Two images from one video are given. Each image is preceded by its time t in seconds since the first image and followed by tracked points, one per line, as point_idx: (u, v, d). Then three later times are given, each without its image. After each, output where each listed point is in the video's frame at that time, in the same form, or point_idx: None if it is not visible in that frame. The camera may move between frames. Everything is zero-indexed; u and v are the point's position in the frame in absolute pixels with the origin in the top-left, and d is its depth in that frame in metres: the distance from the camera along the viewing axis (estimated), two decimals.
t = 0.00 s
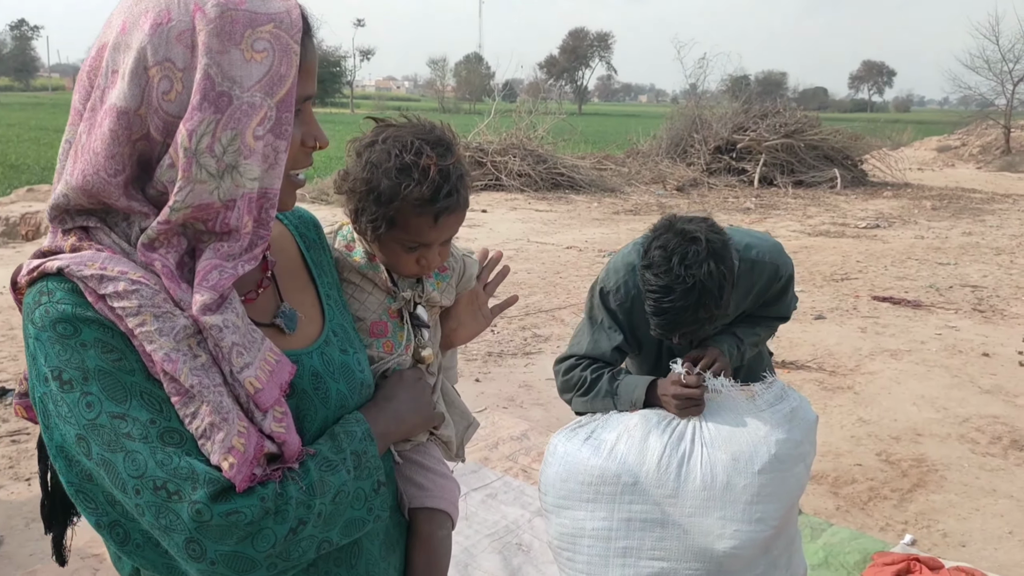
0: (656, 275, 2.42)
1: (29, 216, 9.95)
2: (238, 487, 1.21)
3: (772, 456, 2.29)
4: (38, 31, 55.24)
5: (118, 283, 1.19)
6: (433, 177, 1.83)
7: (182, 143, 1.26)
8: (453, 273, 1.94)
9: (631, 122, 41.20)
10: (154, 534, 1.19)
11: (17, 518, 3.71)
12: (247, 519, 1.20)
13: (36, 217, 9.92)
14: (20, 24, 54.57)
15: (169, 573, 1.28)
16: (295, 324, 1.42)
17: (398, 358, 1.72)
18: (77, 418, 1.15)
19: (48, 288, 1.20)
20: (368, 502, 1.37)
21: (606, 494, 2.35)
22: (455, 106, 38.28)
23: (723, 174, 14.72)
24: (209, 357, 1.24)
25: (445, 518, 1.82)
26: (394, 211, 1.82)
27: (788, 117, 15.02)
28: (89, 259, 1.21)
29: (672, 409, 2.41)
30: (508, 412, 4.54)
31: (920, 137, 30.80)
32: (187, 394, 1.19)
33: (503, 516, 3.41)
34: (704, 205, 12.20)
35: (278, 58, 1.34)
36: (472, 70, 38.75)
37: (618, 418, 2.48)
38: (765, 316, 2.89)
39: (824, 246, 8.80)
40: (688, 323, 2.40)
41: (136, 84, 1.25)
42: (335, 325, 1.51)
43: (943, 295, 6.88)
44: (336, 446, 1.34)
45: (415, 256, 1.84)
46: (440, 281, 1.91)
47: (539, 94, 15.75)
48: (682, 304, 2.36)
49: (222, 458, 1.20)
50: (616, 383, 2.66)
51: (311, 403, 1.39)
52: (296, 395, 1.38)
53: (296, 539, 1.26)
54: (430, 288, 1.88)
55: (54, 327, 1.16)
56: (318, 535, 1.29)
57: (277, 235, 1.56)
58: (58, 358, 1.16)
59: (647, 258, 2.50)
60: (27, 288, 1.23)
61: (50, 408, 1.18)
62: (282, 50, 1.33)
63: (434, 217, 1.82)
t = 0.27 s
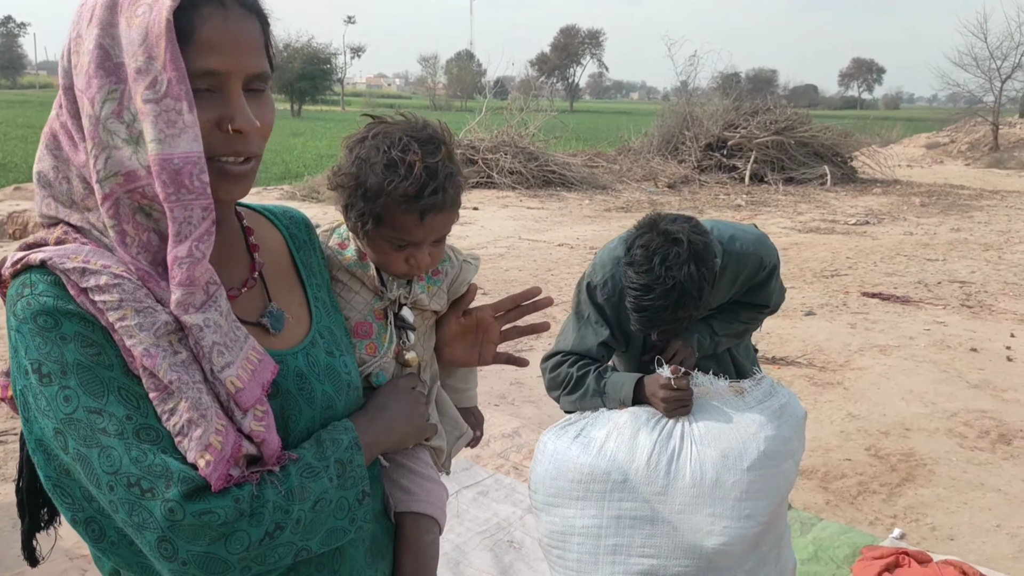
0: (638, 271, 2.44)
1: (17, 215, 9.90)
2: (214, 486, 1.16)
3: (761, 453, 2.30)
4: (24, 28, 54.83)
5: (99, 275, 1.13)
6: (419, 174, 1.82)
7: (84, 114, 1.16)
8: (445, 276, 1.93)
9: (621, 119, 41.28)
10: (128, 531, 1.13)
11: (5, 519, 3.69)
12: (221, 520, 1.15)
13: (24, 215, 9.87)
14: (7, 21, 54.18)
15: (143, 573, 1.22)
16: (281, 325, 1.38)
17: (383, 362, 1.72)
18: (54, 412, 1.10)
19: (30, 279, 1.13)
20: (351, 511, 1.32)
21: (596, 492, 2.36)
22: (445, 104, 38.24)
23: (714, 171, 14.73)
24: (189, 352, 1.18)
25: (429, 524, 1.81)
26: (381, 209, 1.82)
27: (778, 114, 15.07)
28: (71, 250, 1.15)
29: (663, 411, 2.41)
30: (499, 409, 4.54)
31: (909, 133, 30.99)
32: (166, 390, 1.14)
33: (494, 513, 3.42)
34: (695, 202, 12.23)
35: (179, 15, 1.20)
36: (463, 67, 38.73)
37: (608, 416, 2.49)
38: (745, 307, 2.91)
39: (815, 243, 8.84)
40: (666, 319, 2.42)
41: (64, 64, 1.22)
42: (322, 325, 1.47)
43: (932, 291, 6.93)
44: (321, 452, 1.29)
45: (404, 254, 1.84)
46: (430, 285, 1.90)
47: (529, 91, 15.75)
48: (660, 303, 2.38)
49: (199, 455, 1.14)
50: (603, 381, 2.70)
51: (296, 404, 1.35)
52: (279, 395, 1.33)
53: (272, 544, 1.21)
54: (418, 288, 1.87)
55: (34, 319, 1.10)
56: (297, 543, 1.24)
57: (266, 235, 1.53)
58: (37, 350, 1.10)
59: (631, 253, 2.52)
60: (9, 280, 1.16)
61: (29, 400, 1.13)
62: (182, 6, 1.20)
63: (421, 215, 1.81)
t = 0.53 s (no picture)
0: (621, 262, 2.47)
1: (6, 220, 9.86)
2: (171, 474, 1.13)
3: (751, 449, 2.32)
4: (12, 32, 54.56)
5: (62, 259, 1.13)
6: (420, 175, 1.80)
7: None
8: (450, 282, 1.91)
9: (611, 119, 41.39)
10: (89, 518, 1.13)
11: None
12: (174, 509, 1.12)
13: (14, 220, 9.83)
14: None
15: (109, 564, 1.22)
16: (262, 329, 1.37)
17: (377, 367, 1.73)
18: (21, 398, 1.10)
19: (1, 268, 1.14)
20: (327, 516, 1.29)
21: (587, 490, 2.37)
22: (436, 105, 38.25)
23: (705, 170, 14.80)
24: (150, 337, 1.17)
25: (413, 541, 1.77)
26: (383, 210, 1.82)
27: (768, 113, 15.13)
28: (39, 238, 1.16)
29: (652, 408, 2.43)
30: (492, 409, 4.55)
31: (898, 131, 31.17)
32: (124, 376, 1.12)
33: (488, 513, 3.43)
34: (686, 201, 12.27)
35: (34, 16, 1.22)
36: (454, 69, 38.74)
37: (598, 415, 2.49)
38: (718, 313, 2.95)
39: (805, 240, 8.88)
40: (643, 311, 2.44)
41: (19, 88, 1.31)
42: (309, 327, 1.46)
43: (921, 287, 6.97)
44: (298, 454, 1.28)
45: (406, 256, 1.84)
46: (434, 289, 1.88)
47: (520, 91, 15.76)
48: (638, 292, 2.40)
49: (158, 438, 1.12)
50: (595, 380, 2.71)
51: (271, 403, 1.34)
52: (254, 393, 1.33)
53: (231, 540, 1.18)
54: (420, 293, 1.85)
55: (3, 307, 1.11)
56: (260, 542, 1.21)
57: (257, 234, 1.53)
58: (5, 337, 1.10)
59: (615, 243, 2.54)
60: None
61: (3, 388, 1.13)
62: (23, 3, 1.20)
63: (422, 216, 1.81)
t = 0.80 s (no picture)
0: (606, 257, 2.47)
1: None
2: (139, 469, 1.15)
3: (740, 449, 2.32)
4: None
5: (27, 264, 1.15)
6: (416, 180, 1.75)
7: None
8: (444, 291, 1.86)
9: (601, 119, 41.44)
10: (62, 512, 1.16)
11: None
12: (143, 500, 1.14)
13: None
14: None
15: (82, 562, 1.22)
16: (236, 332, 1.37)
17: (360, 377, 1.68)
18: None
19: None
20: (303, 512, 1.29)
21: (576, 491, 2.37)
22: (425, 105, 38.20)
23: (694, 169, 14.83)
24: (118, 339, 1.19)
25: (389, 556, 1.68)
26: (377, 215, 1.78)
27: (757, 112, 15.16)
28: (10, 243, 1.18)
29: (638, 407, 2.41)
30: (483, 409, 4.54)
31: (887, 130, 31.32)
32: (90, 374, 1.14)
33: (478, 515, 3.42)
34: (676, 201, 12.28)
35: (14, 17, 1.21)
36: (443, 69, 38.68)
37: (587, 415, 2.49)
38: (708, 312, 2.93)
39: (795, 239, 8.90)
40: (630, 305, 2.43)
41: None
42: (289, 330, 1.44)
43: (911, 286, 6.99)
44: (274, 449, 1.28)
45: (400, 262, 1.80)
46: (426, 298, 1.84)
47: (510, 91, 15.74)
48: (626, 286, 2.40)
49: (122, 438, 1.13)
50: (583, 380, 2.70)
51: (243, 406, 1.34)
52: (225, 397, 1.33)
53: (201, 533, 1.19)
54: (410, 301, 1.81)
55: None
56: (231, 536, 1.22)
57: (240, 236, 1.51)
58: None
59: (602, 239, 2.54)
60: None
61: None
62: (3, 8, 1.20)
63: (417, 221, 1.76)
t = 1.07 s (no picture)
0: (611, 244, 2.44)
1: None
2: (124, 472, 1.16)
3: (730, 451, 2.31)
4: None
5: (7, 266, 1.15)
6: (384, 177, 1.72)
7: None
8: (418, 298, 1.83)
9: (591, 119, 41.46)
10: (43, 518, 1.16)
11: None
12: (130, 502, 1.15)
13: None
14: None
15: (61, 569, 1.22)
16: (214, 335, 1.36)
17: (327, 386, 1.66)
18: None
19: None
20: (288, 511, 1.31)
21: (565, 495, 2.36)
22: (415, 106, 38.14)
23: (683, 169, 14.87)
24: (100, 342, 1.19)
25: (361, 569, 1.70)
26: (347, 214, 1.76)
27: (746, 112, 15.18)
28: None
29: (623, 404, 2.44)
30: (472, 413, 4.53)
31: (875, 129, 31.45)
32: (72, 377, 1.14)
33: (467, 519, 3.41)
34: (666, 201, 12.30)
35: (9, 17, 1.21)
36: (433, 69, 38.62)
37: (576, 418, 2.48)
38: (707, 316, 2.94)
39: (783, 240, 8.91)
40: (643, 288, 2.39)
41: None
42: (269, 334, 1.43)
43: (899, 286, 7.01)
44: (258, 448, 1.30)
45: (373, 264, 1.78)
46: (400, 305, 1.80)
47: (499, 92, 15.73)
48: (636, 268, 2.36)
49: (106, 441, 1.14)
50: (576, 380, 2.71)
51: (222, 411, 1.33)
52: (205, 401, 1.32)
53: (188, 535, 1.20)
54: (382, 308, 1.78)
55: None
56: (218, 537, 1.23)
57: (216, 240, 1.50)
58: None
59: (602, 228, 2.52)
60: None
61: None
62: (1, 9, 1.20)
63: (387, 219, 1.73)
